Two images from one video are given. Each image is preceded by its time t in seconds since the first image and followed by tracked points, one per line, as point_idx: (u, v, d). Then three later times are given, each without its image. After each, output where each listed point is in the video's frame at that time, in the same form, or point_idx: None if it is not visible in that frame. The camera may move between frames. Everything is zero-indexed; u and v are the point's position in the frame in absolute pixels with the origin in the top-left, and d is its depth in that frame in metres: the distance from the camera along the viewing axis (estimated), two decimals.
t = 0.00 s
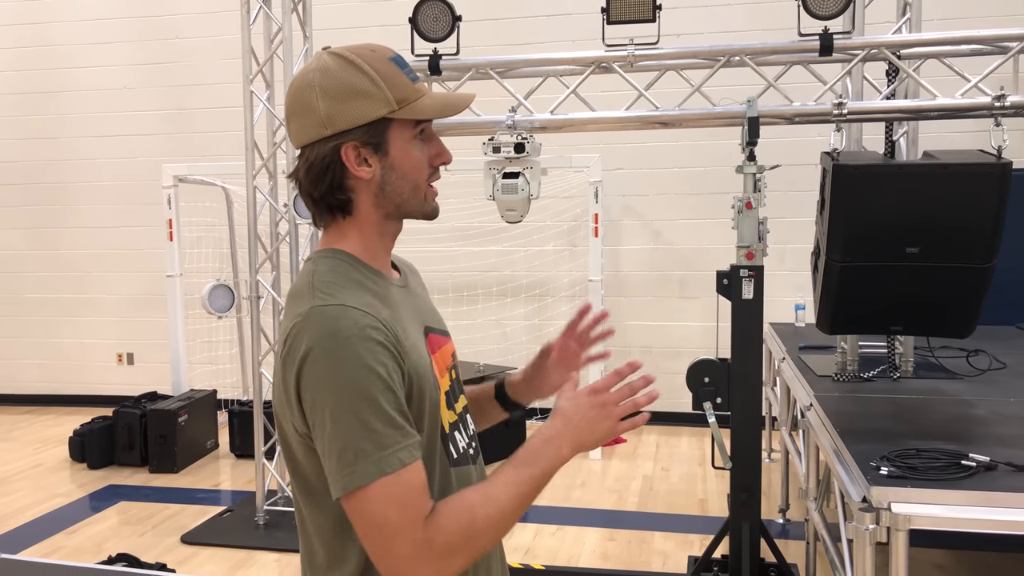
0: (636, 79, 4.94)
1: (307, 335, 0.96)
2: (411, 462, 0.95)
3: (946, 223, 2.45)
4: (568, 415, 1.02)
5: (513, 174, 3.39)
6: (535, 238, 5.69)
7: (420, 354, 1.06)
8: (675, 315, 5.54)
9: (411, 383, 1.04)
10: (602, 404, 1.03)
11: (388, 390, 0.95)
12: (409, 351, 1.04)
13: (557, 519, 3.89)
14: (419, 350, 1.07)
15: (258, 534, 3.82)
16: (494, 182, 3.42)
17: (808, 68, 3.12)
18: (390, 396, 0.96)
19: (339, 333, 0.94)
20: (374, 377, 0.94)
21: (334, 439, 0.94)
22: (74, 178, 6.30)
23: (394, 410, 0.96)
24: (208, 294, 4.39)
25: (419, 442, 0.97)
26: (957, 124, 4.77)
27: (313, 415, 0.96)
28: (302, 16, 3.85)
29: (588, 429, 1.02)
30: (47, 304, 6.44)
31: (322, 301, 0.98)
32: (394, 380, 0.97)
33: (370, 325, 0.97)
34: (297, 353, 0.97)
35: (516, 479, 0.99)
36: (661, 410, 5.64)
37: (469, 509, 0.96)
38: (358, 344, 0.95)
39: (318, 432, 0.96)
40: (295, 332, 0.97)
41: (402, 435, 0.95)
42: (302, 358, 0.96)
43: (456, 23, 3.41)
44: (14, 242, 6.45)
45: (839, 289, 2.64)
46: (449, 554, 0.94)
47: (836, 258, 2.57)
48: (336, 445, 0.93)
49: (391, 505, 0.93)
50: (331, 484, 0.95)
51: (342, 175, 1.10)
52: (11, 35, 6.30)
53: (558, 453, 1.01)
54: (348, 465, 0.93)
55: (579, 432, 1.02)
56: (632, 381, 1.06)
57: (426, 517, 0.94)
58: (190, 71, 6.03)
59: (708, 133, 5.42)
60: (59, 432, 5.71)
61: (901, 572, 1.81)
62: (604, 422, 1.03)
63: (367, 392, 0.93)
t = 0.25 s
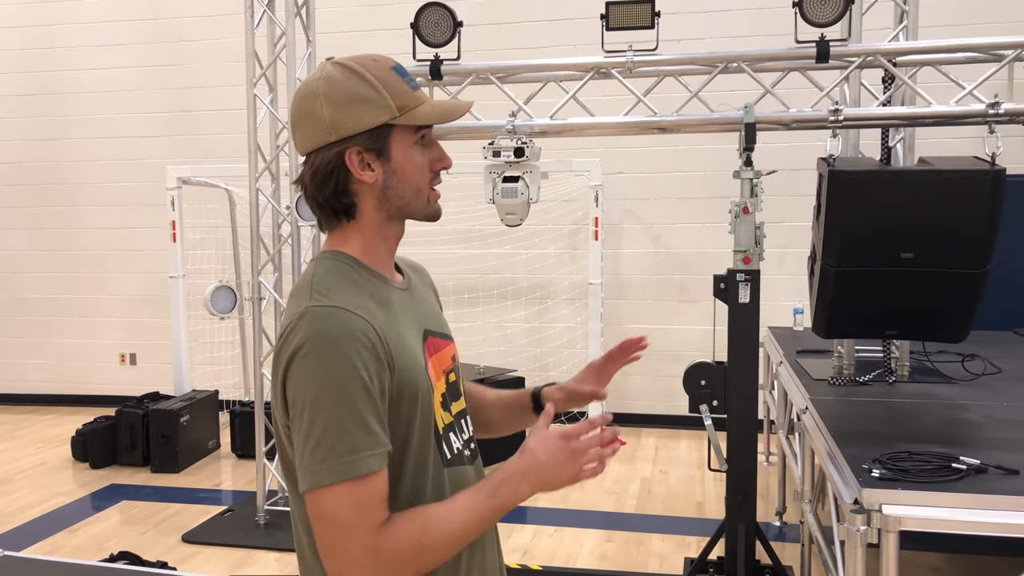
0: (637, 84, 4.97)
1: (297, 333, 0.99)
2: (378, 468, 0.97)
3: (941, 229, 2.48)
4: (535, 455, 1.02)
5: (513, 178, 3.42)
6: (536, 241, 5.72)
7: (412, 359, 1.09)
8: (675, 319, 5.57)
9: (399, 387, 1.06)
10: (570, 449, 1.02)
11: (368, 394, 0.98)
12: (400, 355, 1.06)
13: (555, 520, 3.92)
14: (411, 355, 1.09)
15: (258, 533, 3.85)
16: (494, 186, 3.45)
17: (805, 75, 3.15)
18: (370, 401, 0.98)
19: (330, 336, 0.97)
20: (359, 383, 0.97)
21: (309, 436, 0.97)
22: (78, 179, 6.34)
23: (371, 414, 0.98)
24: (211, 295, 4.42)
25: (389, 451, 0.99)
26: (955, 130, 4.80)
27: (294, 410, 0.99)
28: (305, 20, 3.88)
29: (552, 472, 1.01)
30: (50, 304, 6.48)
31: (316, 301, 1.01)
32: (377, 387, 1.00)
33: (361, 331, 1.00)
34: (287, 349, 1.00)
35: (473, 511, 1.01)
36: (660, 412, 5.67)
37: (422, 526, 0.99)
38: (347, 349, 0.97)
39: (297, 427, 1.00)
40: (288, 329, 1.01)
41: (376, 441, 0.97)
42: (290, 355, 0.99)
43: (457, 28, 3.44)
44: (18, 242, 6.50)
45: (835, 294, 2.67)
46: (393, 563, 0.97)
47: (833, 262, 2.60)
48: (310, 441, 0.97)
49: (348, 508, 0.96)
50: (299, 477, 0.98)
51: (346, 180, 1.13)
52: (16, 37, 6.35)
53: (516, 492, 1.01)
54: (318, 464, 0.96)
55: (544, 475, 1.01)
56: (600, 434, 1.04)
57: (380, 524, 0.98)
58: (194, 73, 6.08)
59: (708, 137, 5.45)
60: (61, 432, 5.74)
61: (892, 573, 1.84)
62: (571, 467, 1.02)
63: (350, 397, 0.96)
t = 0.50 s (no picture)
0: (632, 91, 5.01)
1: (288, 326, 1.02)
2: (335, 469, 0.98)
3: (930, 237, 2.51)
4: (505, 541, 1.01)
5: (509, 183, 3.45)
6: (532, 246, 5.75)
7: (404, 361, 1.10)
8: (669, 323, 5.61)
9: (385, 388, 1.08)
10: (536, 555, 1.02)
11: (342, 393, 0.99)
12: (388, 357, 1.07)
13: (549, 523, 3.94)
14: (405, 357, 1.10)
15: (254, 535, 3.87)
16: (490, 191, 3.48)
17: (798, 83, 3.20)
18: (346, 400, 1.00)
19: (317, 332, 1.00)
20: (339, 380, 0.99)
21: (277, 425, 0.99)
22: (76, 182, 6.36)
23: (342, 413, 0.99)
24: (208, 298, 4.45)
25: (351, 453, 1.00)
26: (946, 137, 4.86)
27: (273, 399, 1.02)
28: (304, 26, 3.91)
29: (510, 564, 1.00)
30: (47, 307, 6.49)
31: (310, 299, 1.05)
32: (357, 388, 1.02)
33: (347, 331, 1.02)
34: (276, 341, 1.04)
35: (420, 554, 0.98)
36: (654, 416, 5.70)
37: (357, 547, 0.97)
38: (331, 346, 0.99)
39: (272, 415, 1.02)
40: (281, 320, 1.04)
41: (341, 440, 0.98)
42: (276, 346, 1.02)
43: (455, 35, 3.48)
44: (15, 244, 6.51)
45: (826, 300, 2.70)
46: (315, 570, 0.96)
47: (824, 268, 2.64)
48: (276, 430, 0.99)
49: (291, 501, 0.96)
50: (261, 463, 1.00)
51: (351, 186, 1.17)
52: (15, 40, 6.38)
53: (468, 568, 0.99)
54: (280, 453, 0.97)
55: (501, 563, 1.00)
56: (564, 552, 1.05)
57: (320, 526, 0.97)
58: (193, 77, 6.10)
59: (702, 143, 5.50)
60: (57, 434, 5.75)
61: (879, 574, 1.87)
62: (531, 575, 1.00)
63: (327, 394, 0.98)
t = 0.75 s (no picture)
0: (611, 103, 5.08)
1: (280, 321, 1.07)
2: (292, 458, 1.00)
3: (900, 248, 2.59)
4: None
5: (489, 193, 3.49)
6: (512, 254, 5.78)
7: (393, 360, 1.11)
8: (646, 332, 5.67)
9: (370, 386, 1.09)
10: None
11: (315, 386, 1.01)
12: (374, 355, 1.09)
13: (528, 530, 3.96)
14: (394, 356, 1.12)
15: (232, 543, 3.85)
16: (471, 200, 3.51)
17: (772, 97, 3.27)
18: (320, 395, 1.02)
19: (303, 326, 1.03)
20: (316, 375, 1.01)
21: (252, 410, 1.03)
22: (52, 188, 6.30)
23: (313, 406, 1.02)
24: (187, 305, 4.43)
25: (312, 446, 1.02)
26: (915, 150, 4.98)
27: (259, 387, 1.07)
28: (286, 35, 3.93)
29: None
30: (20, 314, 6.40)
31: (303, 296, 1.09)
32: (336, 385, 1.04)
33: (329, 327, 1.04)
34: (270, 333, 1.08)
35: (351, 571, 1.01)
36: (631, 424, 5.75)
37: (295, 545, 0.99)
38: (313, 342, 1.02)
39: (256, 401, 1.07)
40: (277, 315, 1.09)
41: (305, 431, 1.01)
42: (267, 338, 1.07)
43: (437, 47, 3.52)
44: None
45: (800, 309, 2.76)
46: (249, 551, 0.98)
47: (797, 278, 2.70)
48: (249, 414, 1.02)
49: (248, 480, 0.99)
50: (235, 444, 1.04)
51: (356, 195, 1.19)
52: None
53: None
54: (249, 435, 1.00)
55: None
56: None
57: (270, 510, 1.00)
58: (172, 84, 6.08)
59: (680, 155, 5.58)
60: (29, 443, 5.66)
61: None
62: None
63: (301, 388, 1.01)
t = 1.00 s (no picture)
0: (552, 117, 5.17)
1: (247, 327, 1.16)
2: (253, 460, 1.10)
3: (826, 259, 2.71)
4: None
5: (431, 203, 3.50)
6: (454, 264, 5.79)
7: (355, 367, 1.19)
8: (585, 341, 5.75)
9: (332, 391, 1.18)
10: None
11: (274, 391, 1.11)
12: (335, 363, 1.17)
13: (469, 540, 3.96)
14: (356, 364, 1.20)
15: (164, 561, 3.73)
16: (412, 211, 3.52)
17: (706, 113, 3.38)
18: (279, 399, 1.11)
19: (265, 335, 1.12)
20: (276, 381, 1.11)
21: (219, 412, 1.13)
22: None
23: (272, 409, 1.11)
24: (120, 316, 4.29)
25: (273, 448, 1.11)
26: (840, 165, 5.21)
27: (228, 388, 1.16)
28: (224, 42, 3.86)
29: None
30: None
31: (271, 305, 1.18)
32: (295, 390, 1.13)
33: (289, 336, 1.13)
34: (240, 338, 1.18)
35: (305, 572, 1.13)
36: (570, 432, 5.82)
37: (254, 544, 1.11)
38: (274, 349, 1.12)
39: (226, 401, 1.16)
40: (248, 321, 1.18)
41: (264, 433, 1.10)
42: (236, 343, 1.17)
43: (379, 58, 3.51)
44: None
45: (733, 318, 2.87)
46: (213, 546, 1.10)
47: (730, 288, 2.80)
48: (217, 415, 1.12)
49: (212, 480, 1.10)
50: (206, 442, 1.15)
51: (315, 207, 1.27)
52: None
53: None
54: (216, 437, 1.10)
55: None
56: None
57: (234, 510, 1.11)
58: (101, 89, 5.88)
59: (618, 167, 5.70)
60: None
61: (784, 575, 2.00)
62: None
63: (260, 393, 1.10)
